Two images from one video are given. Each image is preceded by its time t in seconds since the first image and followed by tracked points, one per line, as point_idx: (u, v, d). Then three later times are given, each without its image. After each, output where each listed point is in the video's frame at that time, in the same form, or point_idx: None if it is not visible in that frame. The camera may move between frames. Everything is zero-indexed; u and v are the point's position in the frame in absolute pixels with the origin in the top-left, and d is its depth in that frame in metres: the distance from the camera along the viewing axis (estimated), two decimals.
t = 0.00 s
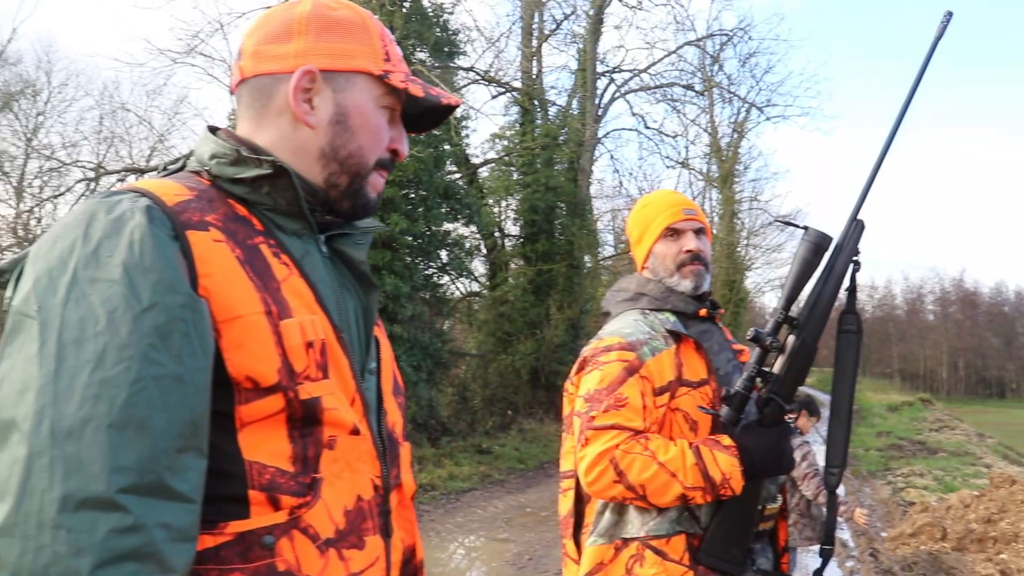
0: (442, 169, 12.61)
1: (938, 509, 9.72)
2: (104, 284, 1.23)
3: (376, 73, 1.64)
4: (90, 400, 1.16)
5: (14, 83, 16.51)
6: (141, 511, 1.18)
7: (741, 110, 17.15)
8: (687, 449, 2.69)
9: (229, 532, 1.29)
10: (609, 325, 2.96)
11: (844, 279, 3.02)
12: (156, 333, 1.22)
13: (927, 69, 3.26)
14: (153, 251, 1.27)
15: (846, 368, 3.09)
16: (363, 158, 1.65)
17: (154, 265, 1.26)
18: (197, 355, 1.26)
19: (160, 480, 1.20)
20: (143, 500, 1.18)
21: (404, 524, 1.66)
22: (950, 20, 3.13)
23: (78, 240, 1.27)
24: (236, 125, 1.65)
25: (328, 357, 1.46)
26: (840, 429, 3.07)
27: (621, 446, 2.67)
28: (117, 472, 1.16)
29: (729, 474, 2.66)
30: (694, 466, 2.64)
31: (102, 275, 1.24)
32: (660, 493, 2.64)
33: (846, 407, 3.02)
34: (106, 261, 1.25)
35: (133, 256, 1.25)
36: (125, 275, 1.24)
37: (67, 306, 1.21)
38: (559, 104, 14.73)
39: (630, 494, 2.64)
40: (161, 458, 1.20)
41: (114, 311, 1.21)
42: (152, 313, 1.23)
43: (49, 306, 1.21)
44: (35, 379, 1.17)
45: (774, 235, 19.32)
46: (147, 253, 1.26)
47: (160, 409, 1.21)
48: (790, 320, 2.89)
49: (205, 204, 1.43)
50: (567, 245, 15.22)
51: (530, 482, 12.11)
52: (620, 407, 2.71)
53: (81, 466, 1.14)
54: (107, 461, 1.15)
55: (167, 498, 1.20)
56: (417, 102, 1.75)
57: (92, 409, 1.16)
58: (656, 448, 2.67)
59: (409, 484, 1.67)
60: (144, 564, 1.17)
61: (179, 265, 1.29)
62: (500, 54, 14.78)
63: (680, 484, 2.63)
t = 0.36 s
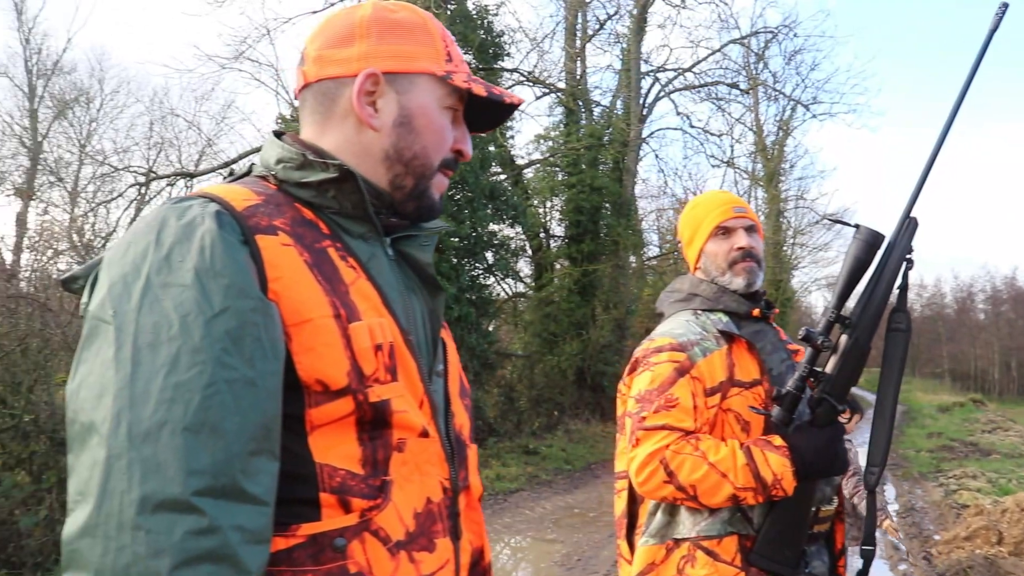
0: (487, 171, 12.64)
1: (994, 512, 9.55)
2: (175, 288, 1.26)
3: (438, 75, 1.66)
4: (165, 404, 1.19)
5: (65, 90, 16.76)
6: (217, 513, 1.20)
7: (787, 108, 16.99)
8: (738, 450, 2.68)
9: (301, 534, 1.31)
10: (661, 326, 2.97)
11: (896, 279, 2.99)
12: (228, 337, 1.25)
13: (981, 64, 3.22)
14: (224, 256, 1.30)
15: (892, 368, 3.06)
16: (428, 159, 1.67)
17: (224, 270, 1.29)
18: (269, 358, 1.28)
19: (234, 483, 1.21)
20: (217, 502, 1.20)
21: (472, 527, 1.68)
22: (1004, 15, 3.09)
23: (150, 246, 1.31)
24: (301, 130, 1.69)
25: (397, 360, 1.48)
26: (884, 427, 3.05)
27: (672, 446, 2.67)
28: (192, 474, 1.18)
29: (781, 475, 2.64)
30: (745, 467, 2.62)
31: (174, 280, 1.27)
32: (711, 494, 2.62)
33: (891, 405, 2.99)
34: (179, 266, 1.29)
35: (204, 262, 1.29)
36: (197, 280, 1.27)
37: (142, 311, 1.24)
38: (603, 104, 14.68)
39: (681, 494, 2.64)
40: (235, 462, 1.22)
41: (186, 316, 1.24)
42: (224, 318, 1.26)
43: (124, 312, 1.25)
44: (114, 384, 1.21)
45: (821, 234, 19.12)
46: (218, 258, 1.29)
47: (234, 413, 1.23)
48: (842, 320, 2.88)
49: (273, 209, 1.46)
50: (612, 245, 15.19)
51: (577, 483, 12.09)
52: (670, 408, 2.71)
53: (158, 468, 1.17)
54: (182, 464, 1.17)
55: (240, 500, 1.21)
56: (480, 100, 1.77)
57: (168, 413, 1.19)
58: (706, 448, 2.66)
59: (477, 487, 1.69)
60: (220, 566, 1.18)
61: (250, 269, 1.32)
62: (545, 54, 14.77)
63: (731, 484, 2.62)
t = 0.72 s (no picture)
0: (517, 172, 12.65)
1: None
2: (220, 292, 1.28)
3: (482, 78, 1.66)
4: (209, 408, 1.20)
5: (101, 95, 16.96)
6: (260, 516, 1.20)
7: (818, 106, 16.88)
8: (775, 452, 2.66)
9: (344, 536, 1.32)
10: (696, 326, 2.96)
11: (938, 278, 2.97)
12: (271, 342, 1.25)
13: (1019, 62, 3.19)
14: (267, 260, 1.31)
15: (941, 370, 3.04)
16: (472, 162, 1.68)
17: (268, 274, 1.29)
18: (312, 362, 1.29)
19: (278, 486, 1.22)
20: (261, 505, 1.20)
21: (515, 530, 1.69)
22: None
23: (196, 252, 1.33)
24: (346, 133, 1.70)
25: (439, 364, 1.48)
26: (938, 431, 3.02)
27: (708, 449, 2.66)
28: (236, 477, 1.19)
29: (819, 477, 2.61)
30: (781, 469, 2.61)
31: (218, 285, 1.28)
32: (747, 496, 2.61)
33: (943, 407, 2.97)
34: (223, 271, 1.30)
35: (248, 266, 1.29)
36: (240, 285, 1.28)
37: (186, 316, 1.26)
38: (633, 103, 14.62)
39: (717, 496, 2.63)
40: (279, 465, 1.22)
41: (230, 319, 1.25)
42: (267, 322, 1.26)
43: (170, 316, 1.27)
44: (160, 388, 1.23)
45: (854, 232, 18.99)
46: (262, 262, 1.30)
47: (278, 416, 1.23)
48: (880, 320, 2.86)
49: (315, 213, 1.47)
50: (643, 245, 15.15)
51: (609, 483, 12.06)
52: (706, 409, 2.70)
53: (202, 471, 1.18)
54: (227, 467, 1.18)
55: (283, 502, 1.22)
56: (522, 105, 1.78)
57: (211, 417, 1.20)
58: (743, 451, 2.64)
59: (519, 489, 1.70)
60: (263, 568, 1.19)
61: (293, 272, 1.33)
62: (574, 55, 14.76)
63: (767, 487, 2.60)
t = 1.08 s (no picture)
0: (534, 172, 12.59)
1: None
2: (238, 292, 1.22)
3: (502, 81, 1.61)
4: (226, 407, 1.14)
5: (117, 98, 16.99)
6: (277, 515, 1.13)
7: (835, 104, 16.76)
8: (793, 453, 2.60)
9: (359, 536, 1.25)
10: (713, 327, 2.90)
11: (958, 278, 2.89)
12: (289, 340, 1.19)
13: None
14: (286, 261, 1.24)
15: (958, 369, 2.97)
16: (491, 164, 1.62)
17: (286, 274, 1.23)
18: (330, 361, 1.22)
19: (295, 485, 1.15)
20: (278, 505, 1.13)
21: (531, 532, 1.63)
22: None
23: (215, 252, 1.27)
24: (366, 135, 1.66)
25: (458, 365, 1.42)
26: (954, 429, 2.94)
27: (725, 450, 2.60)
28: (253, 476, 1.12)
29: (837, 478, 2.55)
30: (800, 471, 2.54)
31: (235, 285, 1.23)
32: (764, 498, 2.55)
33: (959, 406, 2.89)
34: (239, 270, 1.24)
35: (267, 267, 1.23)
36: (258, 285, 1.22)
37: (206, 315, 1.21)
38: (650, 103, 14.54)
39: (735, 498, 2.56)
40: (297, 464, 1.16)
41: (247, 319, 1.19)
42: (285, 322, 1.20)
43: (189, 316, 1.21)
44: (177, 387, 1.17)
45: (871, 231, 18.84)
46: (280, 262, 1.24)
47: (295, 415, 1.16)
48: (898, 319, 2.79)
49: (333, 213, 1.42)
50: (660, 245, 15.08)
51: (626, 484, 12.00)
52: (723, 410, 2.64)
53: (219, 470, 1.12)
54: (244, 466, 1.12)
55: (298, 502, 1.15)
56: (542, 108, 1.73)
57: (229, 415, 1.13)
58: (760, 451, 2.58)
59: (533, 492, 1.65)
60: (278, 568, 1.11)
61: (311, 270, 1.27)
62: (590, 54, 14.70)
63: (785, 489, 2.54)
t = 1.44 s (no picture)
0: (540, 171, 12.57)
1: None
2: (230, 282, 1.22)
3: (484, 64, 1.59)
4: (218, 396, 1.14)
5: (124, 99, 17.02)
6: (267, 504, 1.13)
7: (843, 103, 16.70)
8: (795, 449, 2.58)
9: (350, 526, 1.25)
10: (715, 323, 2.90)
11: (961, 274, 2.89)
12: (280, 331, 1.19)
13: None
14: (279, 251, 1.25)
15: (953, 365, 2.97)
16: (479, 149, 1.60)
17: (279, 265, 1.23)
18: (322, 351, 1.22)
19: (284, 474, 1.15)
20: (267, 494, 1.13)
21: (524, 524, 1.63)
22: None
23: (210, 243, 1.27)
24: (361, 129, 1.66)
25: (451, 356, 1.42)
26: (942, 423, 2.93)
27: (727, 446, 2.59)
28: (244, 464, 1.12)
29: (840, 475, 2.53)
30: (802, 468, 2.53)
31: (228, 275, 1.23)
32: (767, 495, 2.54)
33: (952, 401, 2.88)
34: (232, 260, 1.24)
35: (260, 257, 1.24)
36: (251, 275, 1.22)
37: (199, 305, 1.21)
38: (657, 101, 14.50)
39: (736, 495, 2.56)
40: (287, 453, 1.15)
41: (239, 310, 1.20)
42: (276, 312, 1.20)
43: (184, 306, 1.21)
44: (171, 376, 1.17)
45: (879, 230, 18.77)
46: (273, 253, 1.24)
47: (284, 403, 1.16)
48: (902, 314, 2.78)
49: (328, 206, 1.42)
50: (667, 244, 15.05)
51: (632, 484, 11.97)
52: (725, 407, 2.63)
53: (211, 458, 1.12)
54: (233, 454, 1.12)
55: (289, 491, 1.14)
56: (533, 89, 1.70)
57: (221, 404, 1.14)
58: (762, 449, 2.57)
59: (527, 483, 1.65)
60: (267, 556, 1.11)
61: (304, 262, 1.27)
62: (596, 53, 14.67)
63: (787, 486, 2.53)
